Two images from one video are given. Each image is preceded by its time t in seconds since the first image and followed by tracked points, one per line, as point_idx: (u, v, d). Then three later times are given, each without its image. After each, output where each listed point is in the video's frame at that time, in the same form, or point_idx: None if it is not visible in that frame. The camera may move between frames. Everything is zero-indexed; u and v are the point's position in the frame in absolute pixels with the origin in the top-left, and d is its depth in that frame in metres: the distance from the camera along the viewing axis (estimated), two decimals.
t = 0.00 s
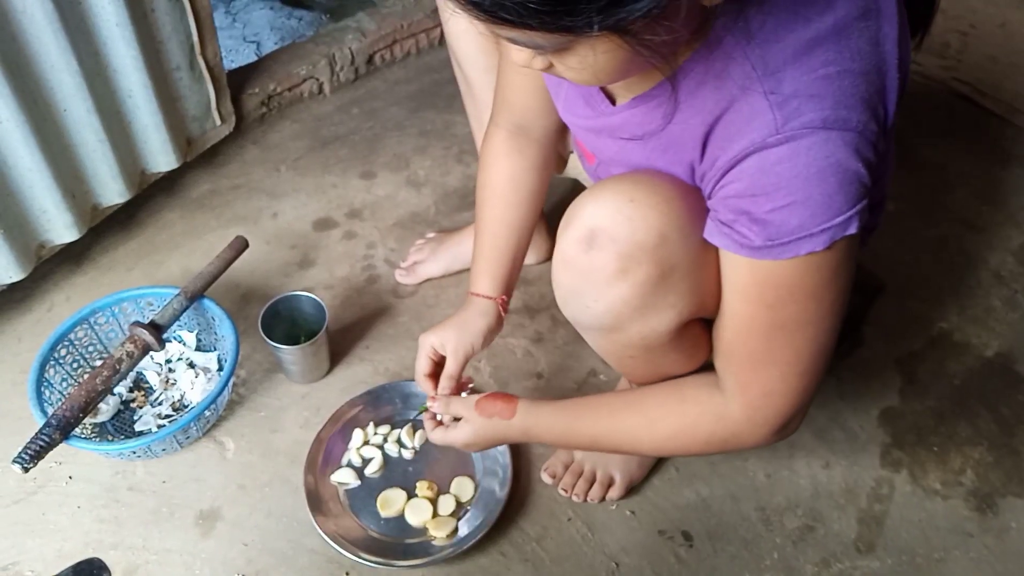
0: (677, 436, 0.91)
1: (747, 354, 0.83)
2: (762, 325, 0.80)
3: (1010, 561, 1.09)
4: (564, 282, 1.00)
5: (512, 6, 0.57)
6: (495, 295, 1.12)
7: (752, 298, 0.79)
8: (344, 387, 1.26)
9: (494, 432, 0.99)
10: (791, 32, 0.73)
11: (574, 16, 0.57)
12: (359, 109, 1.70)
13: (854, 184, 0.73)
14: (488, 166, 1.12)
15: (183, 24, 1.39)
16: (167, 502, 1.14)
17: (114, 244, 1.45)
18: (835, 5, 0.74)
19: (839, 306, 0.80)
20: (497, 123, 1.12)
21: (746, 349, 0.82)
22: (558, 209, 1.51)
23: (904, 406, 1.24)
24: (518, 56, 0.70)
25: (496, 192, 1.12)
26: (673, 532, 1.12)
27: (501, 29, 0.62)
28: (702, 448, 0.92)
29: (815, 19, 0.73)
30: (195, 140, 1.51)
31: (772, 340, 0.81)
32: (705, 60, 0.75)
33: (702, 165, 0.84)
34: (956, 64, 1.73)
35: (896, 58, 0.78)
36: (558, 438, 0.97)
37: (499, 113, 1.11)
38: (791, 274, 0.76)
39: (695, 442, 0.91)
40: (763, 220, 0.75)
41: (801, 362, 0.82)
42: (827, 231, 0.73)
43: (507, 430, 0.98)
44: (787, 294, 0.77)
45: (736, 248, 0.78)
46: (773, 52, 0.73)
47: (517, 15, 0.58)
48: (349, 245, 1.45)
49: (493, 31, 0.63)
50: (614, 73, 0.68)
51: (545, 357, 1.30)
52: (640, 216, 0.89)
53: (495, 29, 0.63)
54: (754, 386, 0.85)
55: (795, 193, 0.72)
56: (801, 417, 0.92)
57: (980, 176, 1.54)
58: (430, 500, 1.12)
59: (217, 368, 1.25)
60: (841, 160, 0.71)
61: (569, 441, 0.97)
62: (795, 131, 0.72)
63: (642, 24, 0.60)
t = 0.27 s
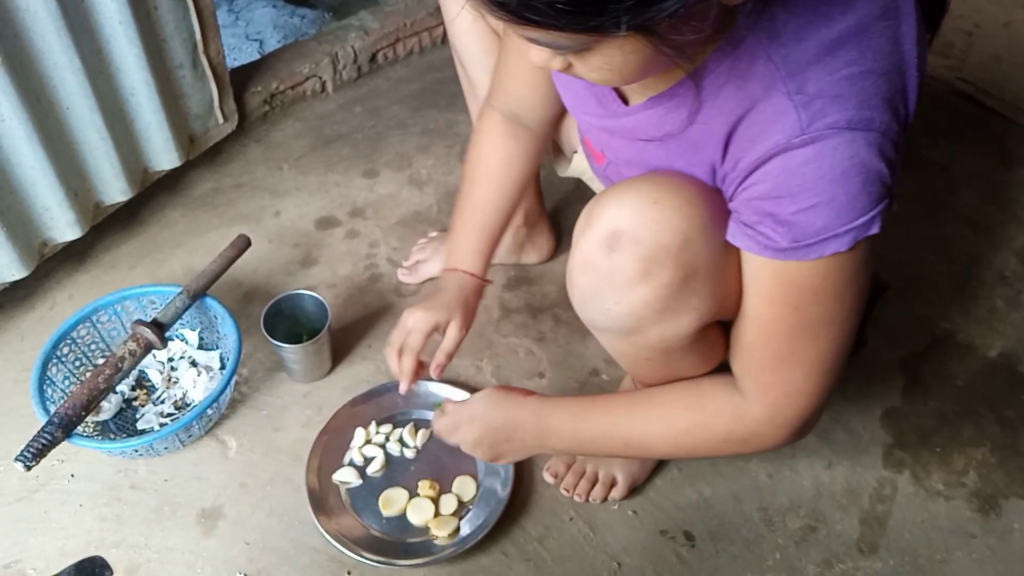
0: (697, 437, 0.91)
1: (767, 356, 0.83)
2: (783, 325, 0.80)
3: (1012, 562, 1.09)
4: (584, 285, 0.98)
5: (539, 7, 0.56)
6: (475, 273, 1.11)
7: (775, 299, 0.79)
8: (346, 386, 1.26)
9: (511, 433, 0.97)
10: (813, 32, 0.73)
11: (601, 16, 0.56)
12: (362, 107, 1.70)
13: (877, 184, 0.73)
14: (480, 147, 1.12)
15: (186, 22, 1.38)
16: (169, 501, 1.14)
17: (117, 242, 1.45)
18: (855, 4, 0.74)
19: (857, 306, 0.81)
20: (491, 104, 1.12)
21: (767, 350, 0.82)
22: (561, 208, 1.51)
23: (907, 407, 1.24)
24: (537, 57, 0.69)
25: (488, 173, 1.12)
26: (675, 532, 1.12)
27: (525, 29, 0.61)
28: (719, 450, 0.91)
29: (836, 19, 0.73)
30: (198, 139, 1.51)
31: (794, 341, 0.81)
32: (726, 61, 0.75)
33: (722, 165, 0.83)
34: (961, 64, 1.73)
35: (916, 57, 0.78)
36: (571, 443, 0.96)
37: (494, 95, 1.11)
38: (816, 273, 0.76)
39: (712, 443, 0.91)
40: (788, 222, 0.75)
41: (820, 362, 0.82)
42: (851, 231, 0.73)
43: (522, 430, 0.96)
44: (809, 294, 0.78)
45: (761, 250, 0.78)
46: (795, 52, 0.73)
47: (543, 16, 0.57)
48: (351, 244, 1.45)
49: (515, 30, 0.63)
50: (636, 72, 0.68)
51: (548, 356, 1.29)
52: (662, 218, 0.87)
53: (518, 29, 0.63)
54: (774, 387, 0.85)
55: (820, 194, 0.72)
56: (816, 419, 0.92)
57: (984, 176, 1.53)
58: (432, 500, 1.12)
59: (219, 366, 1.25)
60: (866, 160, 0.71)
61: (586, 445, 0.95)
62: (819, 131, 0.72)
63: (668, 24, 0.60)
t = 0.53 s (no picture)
0: (734, 439, 0.91)
1: (797, 357, 0.83)
2: (810, 326, 0.80)
3: (1015, 563, 1.09)
4: (605, 288, 0.96)
5: (546, 10, 0.56)
6: (462, 268, 1.11)
7: (800, 300, 0.79)
8: (348, 385, 1.26)
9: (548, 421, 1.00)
10: (825, 33, 0.73)
11: (609, 19, 0.56)
12: (364, 106, 1.70)
13: (893, 183, 0.73)
14: (451, 137, 1.12)
15: (188, 21, 1.38)
16: (171, 499, 1.14)
17: (119, 241, 1.45)
18: (866, 5, 0.75)
19: (887, 306, 0.80)
20: (462, 95, 1.12)
21: (796, 351, 0.82)
22: (563, 207, 1.51)
23: (910, 407, 1.24)
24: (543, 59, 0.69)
25: (461, 164, 1.12)
26: (677, 532, 1.11)
27: (532, 33, 0.61)
28: (759, 451, 0.91)
29: (847, 20, 0.74)
30: (200, 137, 1.51)
31: (825, 342, 0.80)
32: (738, 63, 0.75)
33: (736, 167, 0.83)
34: (964, 63, 1.72)
35: (926, 56, 0.78)
36: (605, 440, 0.98)
37: (465, 86, 1.11)
38: (840, 273, 0.76)
39: (748, 444, 0.91)
40: (808, 223, 0.75)
41: (852, 364, 0.82)
42: (871, 230, 0.73)
43: (559, 420, 0.99)
44: (833, 294, 0.77)
45: (781, 252, 0.78)
46: (808, 54, 0.73)
47: (551, 20, 0.57)
48: (354, 243, 1.45)
49: (522, 33, 0.63)
50: (643, 74, 0.68)
51: (550, 356, 1.29)
52: (690, 220, 0.85)
53: (524, 32, 0.62)
54: (807, 389, 0.84)
55: (839, 194, 0.72)
56: (861, 422, 0.91)
57: (987, 176, 1.53)
58: (434, 499, 1.12)
59: (221, 365, 1.25)
60: (881, 159, 0.71)
61: (624, 442, 0.97)
62: (834, 132, 0.72)
63: (675, 25, 0.60)
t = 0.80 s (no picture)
0: (755, 437, 0.91)
1: (814, 357, 0.83)
2: (825, 326, 0.80)
3: (1019, 563, 1.09)
4: (615, 290, 0.95)
5: (543, 11, 0.56)
6: (491, 280, 1.12)
7: (814, 300, 0.79)
8: (350, 384, 1.26)
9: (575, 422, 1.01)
10: (827, 32, 0.73)
11: (606, 19, 0.56)
12: (366, 105, 1.70)
13: (902, 179, 0.72)
14: (466, 150, 1.13)
15: (191, 20, 1.38)
16: (173, 498, 1.14)
17: (122, 239, 1.45)
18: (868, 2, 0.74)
19: (903, 302, 0.79)
20: (474, 108, 1.12)
21: (812, 350, 0.82)
22: (566, 207, 1.50)
23: (913, 407, 1.23)
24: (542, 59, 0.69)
25: (479, 177, 1.13)
26: (679, 532, 1.11)
27: (531, 33, 0.61)
28: (781, 450, 0.91)
29: (850, 18, 0.73)
30: (203, 136, 1.51)
31: (842, 342, 0.80)
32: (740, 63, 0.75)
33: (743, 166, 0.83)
34: (967, 63, 1.72)
35: (929, 50, 0.77)
36: (627, 436, 0.99)
37: (475, 98, 1.12)
38: (852, 271, 0.75)
39: (769, 442, 0.91)
40: (818, 221, 0.74)
41: (870, 362, 0.81)
42: (882, 226, 0.73)
43: (582, 423, 1.00)
44: (846, 293, 0.77)
45: (792, 251, 0.77)
46: (811, 53, 0.73)
47: (548, 20, 0.57)
48: (356, 242, 1.45)
49: (520, 34, 0.62)
50: (642, 74, 0.68)
51: (552, 355, 1.29)
52: (704, 220, 0.85)
53: (523, 33, 0.62)
54: (824, 387, 0.84)
55: (849, 191, 0.72)
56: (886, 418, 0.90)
57: (990, 176, 1.53)
58: (436, 498, 1.12)
59: (223, 364, 1.25)
60: (889, 155, 0.71)
61: (646, 440, 0.98)
62: (841, 130, 0.71)
63: (673, 26, 0.60)
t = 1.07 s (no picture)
0: (745, 436, 0.92)
1: (807, 357, 0.83)
2: (819, 325, 0.80)
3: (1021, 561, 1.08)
4: (610, 287, 0.96)
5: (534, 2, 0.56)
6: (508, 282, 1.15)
7: (807, 300, 0.79)
8: (351, 383, 1.26)
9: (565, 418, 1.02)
10: (828, 30, 0.73)
11: (597, 14, 0.56)
12: (367, 105, 1.70)
13: (900, 179, 0.72)
14: (496, 155, 1.15)
15: (191, 19, 1.38)
16: (174, 497, 1.14)
17: (122, 239, 1.45)
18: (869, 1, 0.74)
19: (898, 304, 0.79)
20: (504, 112, 1.13)
21: (805, 350, 0.82)
22: (566, 205, 1.50)
23: (915, 405, 1.23)
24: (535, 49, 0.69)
25: (506, 182, 1.15)
26: (680, 531, 1.11)
27: (522, 24, 0.61)
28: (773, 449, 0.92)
29: (851, 17, 0.73)
30: (203, 136, 1.51)
31: (834, 342, 0.80)
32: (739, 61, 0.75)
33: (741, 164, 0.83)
34: (968, 61, 1.72)
35: (930, 50, 0.77)
36: (618, 430, 1.00)
37: (506, 102, 1.12)
38: (845, 271, 0.75)
39: (761, 442, 0.91)
40: (814, 220, 0.74)
41: (862, 363, 0.81)
42: (878, 227, 0.73)
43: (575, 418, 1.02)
44: (839, 294, 0.77)
45: (788, 249, 0.77)
46: (810, 51, 0.73)
47: (538, 11, 0.57)
48: (357, 241, 1.45)
49: (513, 24, 0.62)
50: (633, 70, 0.68)
51: (553, 354, 1.29)
52: (698, 218, 0.85)
53: (515, 23, 0.62)
54: (816, 388, 0.84)
55: (845, 190, 0.72)
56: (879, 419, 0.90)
57: (991, 174, 1.53)
58: (436, 497, 1.12)
59: (224, 363, 1.25)
60: (888, 155, 0.71)
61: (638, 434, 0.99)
62: (839, 129, 0.71)
63: (664, 23, 0.60)
